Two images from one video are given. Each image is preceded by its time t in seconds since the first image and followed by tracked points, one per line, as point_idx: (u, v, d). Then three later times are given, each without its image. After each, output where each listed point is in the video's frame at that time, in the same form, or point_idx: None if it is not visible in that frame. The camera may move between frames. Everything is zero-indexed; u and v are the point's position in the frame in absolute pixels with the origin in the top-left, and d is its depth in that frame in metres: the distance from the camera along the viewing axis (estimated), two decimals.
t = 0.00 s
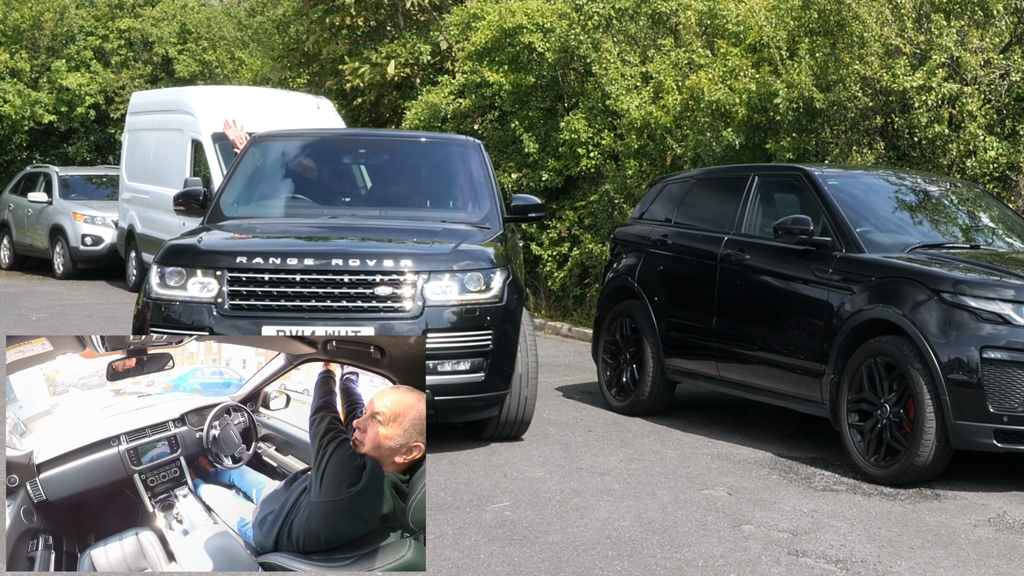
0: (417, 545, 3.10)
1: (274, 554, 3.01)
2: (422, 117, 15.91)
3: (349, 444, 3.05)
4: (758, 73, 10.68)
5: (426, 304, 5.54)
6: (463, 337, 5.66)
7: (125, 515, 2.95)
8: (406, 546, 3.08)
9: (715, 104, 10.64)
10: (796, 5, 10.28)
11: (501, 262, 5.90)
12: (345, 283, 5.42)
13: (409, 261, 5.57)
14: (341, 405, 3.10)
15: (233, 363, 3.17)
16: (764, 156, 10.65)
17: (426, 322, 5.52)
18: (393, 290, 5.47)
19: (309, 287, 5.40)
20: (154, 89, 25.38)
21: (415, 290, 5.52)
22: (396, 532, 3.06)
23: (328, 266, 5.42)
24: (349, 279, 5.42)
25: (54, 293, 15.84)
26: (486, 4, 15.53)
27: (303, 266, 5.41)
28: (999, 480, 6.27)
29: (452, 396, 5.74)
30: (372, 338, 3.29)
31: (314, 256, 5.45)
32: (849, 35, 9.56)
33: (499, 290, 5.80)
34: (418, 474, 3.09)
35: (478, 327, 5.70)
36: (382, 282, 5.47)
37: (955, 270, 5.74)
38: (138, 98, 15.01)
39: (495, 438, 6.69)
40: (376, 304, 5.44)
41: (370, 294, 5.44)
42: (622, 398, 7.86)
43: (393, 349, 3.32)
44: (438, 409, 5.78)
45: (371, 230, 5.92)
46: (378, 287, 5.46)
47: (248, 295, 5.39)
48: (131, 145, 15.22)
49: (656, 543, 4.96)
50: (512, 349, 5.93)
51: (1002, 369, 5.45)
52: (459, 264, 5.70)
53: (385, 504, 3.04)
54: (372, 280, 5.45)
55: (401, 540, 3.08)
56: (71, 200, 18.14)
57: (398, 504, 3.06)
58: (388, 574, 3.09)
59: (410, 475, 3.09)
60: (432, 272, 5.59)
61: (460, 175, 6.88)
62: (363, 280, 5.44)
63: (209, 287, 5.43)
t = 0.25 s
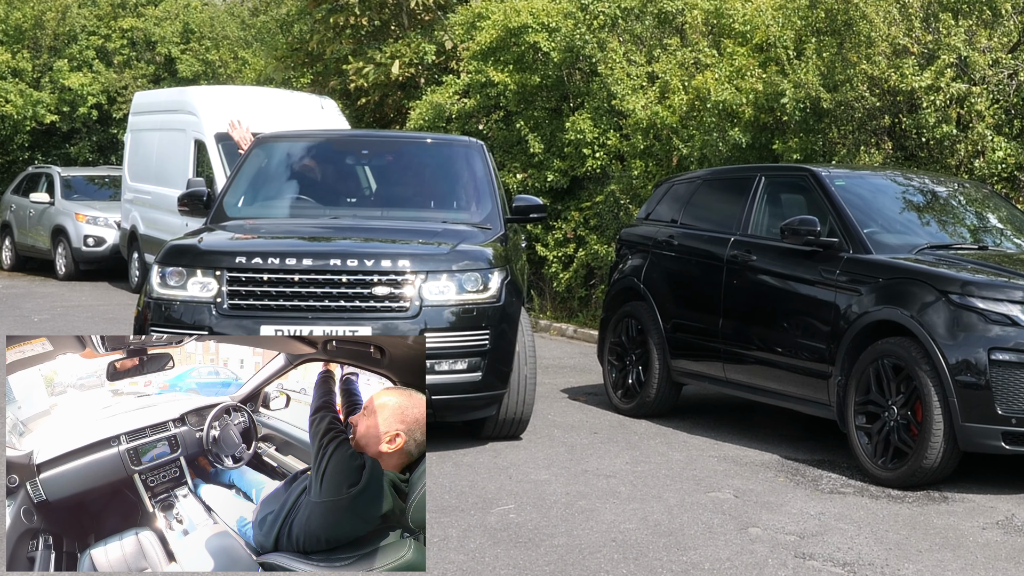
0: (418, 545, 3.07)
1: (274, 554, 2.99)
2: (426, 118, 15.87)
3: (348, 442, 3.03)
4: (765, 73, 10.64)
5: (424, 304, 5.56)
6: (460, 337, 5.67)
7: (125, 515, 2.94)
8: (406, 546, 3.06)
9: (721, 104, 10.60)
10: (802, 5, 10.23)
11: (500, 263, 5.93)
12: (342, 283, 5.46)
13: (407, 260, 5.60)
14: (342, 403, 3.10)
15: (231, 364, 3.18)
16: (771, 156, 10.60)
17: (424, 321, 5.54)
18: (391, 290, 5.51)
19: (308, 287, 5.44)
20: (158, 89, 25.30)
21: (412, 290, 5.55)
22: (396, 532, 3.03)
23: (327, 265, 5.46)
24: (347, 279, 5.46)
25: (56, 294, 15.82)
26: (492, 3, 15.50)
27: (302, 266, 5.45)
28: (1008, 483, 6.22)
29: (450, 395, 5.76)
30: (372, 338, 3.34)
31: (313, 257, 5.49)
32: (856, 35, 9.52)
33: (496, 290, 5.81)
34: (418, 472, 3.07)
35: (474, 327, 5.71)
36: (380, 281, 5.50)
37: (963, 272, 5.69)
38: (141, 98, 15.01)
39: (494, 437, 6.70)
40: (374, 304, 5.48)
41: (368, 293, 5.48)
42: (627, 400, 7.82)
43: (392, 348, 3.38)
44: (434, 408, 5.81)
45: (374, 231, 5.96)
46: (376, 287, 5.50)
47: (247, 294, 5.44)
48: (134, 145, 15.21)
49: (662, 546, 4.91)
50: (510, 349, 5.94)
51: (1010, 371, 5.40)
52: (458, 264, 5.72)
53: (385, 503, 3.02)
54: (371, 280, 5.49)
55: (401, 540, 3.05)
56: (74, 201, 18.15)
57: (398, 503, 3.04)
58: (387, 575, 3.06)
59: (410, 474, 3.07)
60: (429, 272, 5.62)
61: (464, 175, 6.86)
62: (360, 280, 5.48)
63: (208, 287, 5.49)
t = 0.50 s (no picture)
0: (417, 545, 3.11)
1: (274, 554, 3.02)
2: (431, 117, 15.82)
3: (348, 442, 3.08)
4: (772, 73, 10.58)
5: (422, 304, 5.64)
6: (458, 336, 5.76)
7: (125, 515, 2.97)
8: (406, 546, 3.09)
9: (728, 104, 10.55)
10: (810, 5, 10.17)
11: (497, 262, 5.99)
12: (341, 283, 5.56)
13: (405, 261, 5.68)
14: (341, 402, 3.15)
15: (228, 364, 3.20)
16: (778, 157, 10.55)
17: (422, 320, 5.62)
18: (389, 289, 5.59)
19: (307, 287, 5.55)
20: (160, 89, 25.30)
21: (410, 290, 5.64)
22: (395, 532, 3.06)
23: (326, 265, 5.56)
24: (346, 279, 5.56)
25: (59, 295, 15.77)
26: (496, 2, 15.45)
27: (300, 267, 5.55)
28: (1017, 485, 6.18)
29: (448, 394, 5.84)
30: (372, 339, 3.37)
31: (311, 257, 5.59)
32: (864, 34, 9.48)
33: (494, 289, 5.88)
34: (418, 471, 3.11)
35: (470, 327, 5.78)
36: (378, 282, 5.59)
37: (971, 272, 5.66)
38: (144, 99, 14.99)
39: (492, 436, 6.74)
40: (372, 303, 5.57)
41: (366, 293, 5.57)
42: (633, 402, 7.79)
43: (392, 348, 3.41)
44: (433, 406, 5.87)
45: (377, 231, 6.03)
46: (374, 286, 5.58)
47: (246, 293, 5.55)
48: (136, 145, 15.19)
49: (669, 549, 4.88)
50: (509, 349, 5.99)
51: (1018, 372, 5.37)
52: (457, 264, 5.80)
53: (385, 502, 3.05)
54: (369, 280, 5.58)
55: (400, 540, 3.08)
56: (75, 201, 18.15)
57: (397, 503, 3.07)
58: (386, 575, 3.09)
59: (410, 473, 3.10)
60: (427, 272, 5.70)
61: (467, 176, 6.84)
62: (358, 280, 5.57)
63: (208, 286, 5.60)
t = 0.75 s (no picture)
0: (417, 545, 3.14)
1: (274, 554, 3.05)
2: (435, 117, 15.79)
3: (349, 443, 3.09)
4: (779, 72, 10.54)
5: (420, 303, 5.62)
6: (455, 335, 5.73)
7: (125, 515, 2.98)
8: (406, 546, 3.12)
9: (734, 104, 10.51)
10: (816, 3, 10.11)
11: (495, 262, 5.97)
12: (339, 282, 5.53)
13: (403, 260, 5.65)
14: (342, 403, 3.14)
15: (227, 364, 3.19)
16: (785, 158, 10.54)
17: (421, 320, 5.60)
18: (387, 289, 5.57)
19: (305, 286, 5.53)
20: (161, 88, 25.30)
21: (408, 290, 5.61)
22: (395, 532, 3.10)
23: (324, 265, 5.53)
24: (343, 278, 5.53)
25: (62, 296, 15.75)
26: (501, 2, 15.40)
27: (299, 266, 5.54)
28: None
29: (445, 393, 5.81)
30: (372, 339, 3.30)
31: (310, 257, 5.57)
32: (871, 34, 9.44)
33: (492, 289, 5.86)
34: (418, 472, 3.13)
35: (468, 327, 5.76)
36: (376, 281, 5.56)
37: (979, 273, 5.62)
38: (146, 98, 14.98)
39: (491, 434, 6.76)
40: (370, 301, 5.54)
41: (363, 292, 5.54)
42: (638, 404, 7.76)
43: (393, 349, 3.34)
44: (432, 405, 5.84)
45: (382, 231, 6.01)
46: (371, 286, 5.55)
47: (246, 292, 5.55)
48: (139, 145, 15.18)
49: (674, 552, 4.85)
50: (507, 348, 5.97)
51: None
52: (457, 264, 5.79)
53: (385, 503, 3.08)
54: (366, 279, 5.55)
55: (400, 540, 3.12)
56: (78, 202, 18.16)
57: (397, 503, 3.10)
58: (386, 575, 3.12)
59: (410, 473, 3.13)
60: (425, 272, 5.68)
61: (471, 178, 6.80)
62: (356, 279, 5.54)
63: (208, 285, 5.61)
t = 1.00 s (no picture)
0: (417, 545, 3.12)
1: (274, 554, 3.04)
2: (439, 117, 15.77)
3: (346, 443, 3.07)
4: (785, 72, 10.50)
5: (417, 302, 5.60)
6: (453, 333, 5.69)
7: (125, 515, 2.99)
8: (406, 546, 3.11)
9: (740, 104, 10.48)
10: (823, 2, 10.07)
11: (495, 262, 5.95)
12: (337, 280, 5.53)
13: (401, 260, 5.64)
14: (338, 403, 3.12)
15: (224, 364, 3.18)
16: (791, 158, 10.50)
17: (421, 318, 5.58)
18: (385, 288, 5.56)
19: (303, 285, 5.54)
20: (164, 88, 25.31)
21: (406, 289, 5.60)
22: (395, 532, 3.08)
23: (322, 264, 5.53)
24: (342, 277, 5.53)
25: (64, 297, 15.73)
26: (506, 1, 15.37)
27: (299, 265, 5.54)
28: None
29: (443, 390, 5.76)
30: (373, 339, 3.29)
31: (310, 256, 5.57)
32: (878, 33, 9.39)
33: (489, 289, 5.83)
34: (418, 473, 3.10)
35: (467, 325, 5.73)
36: (374, 280, 5.56)
37: (987, 274, 5.58)
38: (149, 98, 14.97)
39: (490, 433, 6.78)
40: (367, 301, 5.54)
41: (360, 292, 5.54)
42: (644, 406, 7.73)
43: (393, 349, 3.33)
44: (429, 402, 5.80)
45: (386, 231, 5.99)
46: (369, 285, 5.55)
47: (246, 291, 5.55)
48: (141, 145, 15.17)
49: (681, 554, 4.81)
50: (504, 346, 5.92)
51: None
52: (457, 263, 5.77)
53: (384, 502, 3.06)
54: (365, 279, 5.55)
55: (401, 539, 3.10)
56: (80, 202, 18.17)
57: (397, 503, 3.08)
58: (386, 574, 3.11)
59: (410, 473, 3.10)
60: (423, 271, 5.65)
61: (476, 180, 6.77)
62: (353, 279, 5.54)
63: (208, 284, 5.61)
